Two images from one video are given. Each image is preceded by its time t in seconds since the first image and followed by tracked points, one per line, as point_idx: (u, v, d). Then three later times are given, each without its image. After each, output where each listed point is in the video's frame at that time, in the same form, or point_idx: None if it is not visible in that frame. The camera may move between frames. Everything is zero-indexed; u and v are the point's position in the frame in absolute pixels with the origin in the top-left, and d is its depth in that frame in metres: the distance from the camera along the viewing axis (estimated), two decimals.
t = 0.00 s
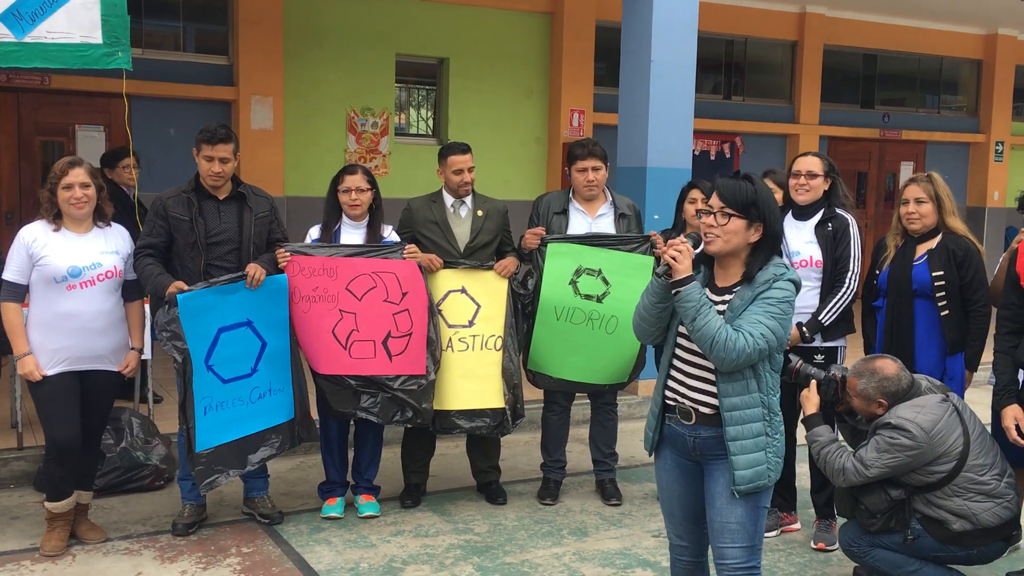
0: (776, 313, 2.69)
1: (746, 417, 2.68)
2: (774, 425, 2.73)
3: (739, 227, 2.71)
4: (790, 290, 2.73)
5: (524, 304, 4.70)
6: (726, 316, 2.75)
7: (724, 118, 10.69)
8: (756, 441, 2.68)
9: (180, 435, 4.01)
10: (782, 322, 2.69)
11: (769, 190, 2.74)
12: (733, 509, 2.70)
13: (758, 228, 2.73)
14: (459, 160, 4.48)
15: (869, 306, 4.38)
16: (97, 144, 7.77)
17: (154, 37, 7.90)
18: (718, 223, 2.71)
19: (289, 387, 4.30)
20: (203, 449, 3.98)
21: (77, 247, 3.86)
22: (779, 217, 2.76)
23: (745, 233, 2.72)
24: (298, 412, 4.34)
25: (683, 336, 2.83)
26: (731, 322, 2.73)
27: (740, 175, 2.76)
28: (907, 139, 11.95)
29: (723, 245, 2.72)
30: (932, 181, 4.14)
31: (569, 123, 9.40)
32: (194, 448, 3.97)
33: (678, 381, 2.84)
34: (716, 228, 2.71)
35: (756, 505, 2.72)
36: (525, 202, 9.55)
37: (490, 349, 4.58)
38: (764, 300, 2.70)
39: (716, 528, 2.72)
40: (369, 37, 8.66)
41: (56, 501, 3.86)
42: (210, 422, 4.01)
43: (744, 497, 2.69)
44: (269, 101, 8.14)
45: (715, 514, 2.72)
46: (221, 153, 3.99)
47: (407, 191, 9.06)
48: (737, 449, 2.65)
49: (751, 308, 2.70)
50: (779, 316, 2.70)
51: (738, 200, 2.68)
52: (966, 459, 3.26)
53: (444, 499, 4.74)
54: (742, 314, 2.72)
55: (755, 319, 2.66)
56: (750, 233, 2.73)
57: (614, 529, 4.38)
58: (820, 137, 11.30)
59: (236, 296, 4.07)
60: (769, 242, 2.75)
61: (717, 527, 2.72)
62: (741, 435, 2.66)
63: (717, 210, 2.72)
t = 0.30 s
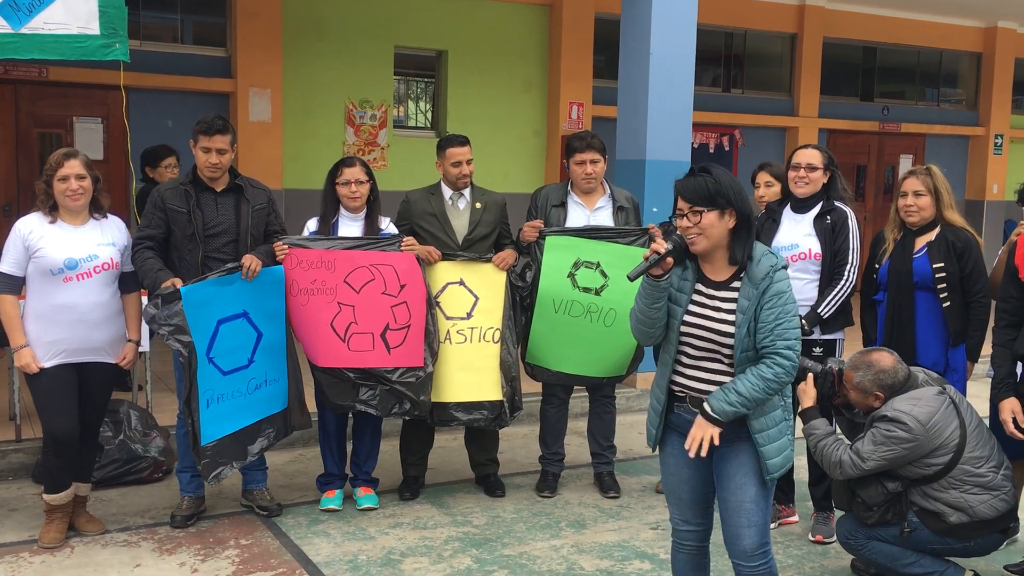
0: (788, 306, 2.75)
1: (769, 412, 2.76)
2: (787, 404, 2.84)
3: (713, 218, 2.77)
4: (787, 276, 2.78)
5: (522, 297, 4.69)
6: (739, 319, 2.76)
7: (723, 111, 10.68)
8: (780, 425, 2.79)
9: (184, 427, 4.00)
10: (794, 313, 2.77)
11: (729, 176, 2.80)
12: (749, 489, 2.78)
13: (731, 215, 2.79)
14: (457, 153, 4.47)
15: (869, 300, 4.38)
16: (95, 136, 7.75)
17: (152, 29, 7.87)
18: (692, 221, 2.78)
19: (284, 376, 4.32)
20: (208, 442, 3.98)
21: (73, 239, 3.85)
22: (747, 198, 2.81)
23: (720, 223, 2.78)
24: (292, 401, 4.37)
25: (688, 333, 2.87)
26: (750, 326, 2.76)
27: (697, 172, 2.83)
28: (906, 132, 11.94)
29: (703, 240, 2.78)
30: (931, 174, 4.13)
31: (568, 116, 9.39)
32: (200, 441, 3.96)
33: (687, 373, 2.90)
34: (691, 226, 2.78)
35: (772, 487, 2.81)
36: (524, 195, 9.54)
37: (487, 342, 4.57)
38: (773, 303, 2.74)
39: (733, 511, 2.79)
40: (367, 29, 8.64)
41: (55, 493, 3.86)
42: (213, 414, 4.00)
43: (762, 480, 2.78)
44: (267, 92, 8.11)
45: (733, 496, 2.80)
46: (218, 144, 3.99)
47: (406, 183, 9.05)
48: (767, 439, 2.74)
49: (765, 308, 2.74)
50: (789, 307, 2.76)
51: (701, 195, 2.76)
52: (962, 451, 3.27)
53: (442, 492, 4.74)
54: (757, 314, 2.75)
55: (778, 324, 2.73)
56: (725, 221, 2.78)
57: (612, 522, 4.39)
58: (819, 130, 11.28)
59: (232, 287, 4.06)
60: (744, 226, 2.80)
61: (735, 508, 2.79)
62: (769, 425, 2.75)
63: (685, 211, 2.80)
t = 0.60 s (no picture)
0: (819, 304, 2.70)
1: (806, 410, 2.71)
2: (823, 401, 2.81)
3: (734, 215, 2.75)
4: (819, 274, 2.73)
5: (522, 288, 4.70)
6: (771, 320, 2.73)
7: (724, 102, 10.64)
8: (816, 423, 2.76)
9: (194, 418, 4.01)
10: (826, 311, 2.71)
11: (759, 173, 2.76)
12: (784, 483, 2.79)
13: (754, 213, 2.76)
14: (457, 143, 4.46)
15: (871, 291, 4.37)
16: (94, 125, 7.73)
17: (151, 18, 7.84)
18: (714, 216, 2.77)
19: (288, 364, 4.32)
20: (218, 432, 3.99)
21: (72, 228, 3.84)
22: (775, 197, 2.76)
23: (743, 221, 2.75)
24: (298, 389, 4.36)
25: (715, 332, 2.89)
26: (781, 326, 2.73)
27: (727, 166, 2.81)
28: (907, 124, 11.92)
29: (724, 236, 2.76)
30: (933, 166, 4.13)
31: (568, 106, 9.36)
32: (210, 432, 3.97)
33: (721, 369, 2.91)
34: (713, 222, 2.77)
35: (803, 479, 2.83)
36: (524, 185, 9.53)
37: (487, 332, 4.57)
38: (804, 307, 2.70)
39: (766, 502, 2.81)
40: (367, 19, 8.61)
41: (54, 482, 3.86)
42: (221, 405, 4.01)
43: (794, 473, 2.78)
44: (267, 82, 8.08)
45: (764, 488, 2.82)
46: (216, 133, 3.97)
47: (406, 173, 9.03)
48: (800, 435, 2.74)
49: (795, 308, 2.70)
50: (820, 305, 2.71)
51: (725, 191, 2.74)
52: (962, 439, 3.28)
53: (442, 482, 4.75)
54: (788, 315, 2.72)
55: (809, 324, 2.68)
56: (748, 220, 2.75)
57: (612, 512, 4.40)
58: (820, 121, 11.25)
59: (231, 277, 4.05)
60: (766, 227, 2.75)
61: (767, 500, 2.81)
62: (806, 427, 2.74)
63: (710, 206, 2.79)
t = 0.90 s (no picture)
0: (845, 301, 2.65)
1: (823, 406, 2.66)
2: (849, 401, 2.76)
3: (774, 200, 2.75)
4: (851, 271, 2.68)
5: (523, 282, 4.70)
6: (793, 310, 2.72)
7: (725, 95, 10.62)
8: (834, 422, 2.71)
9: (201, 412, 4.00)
10: (854, 309, 2.66)
11: (814, 166, 2.73)
12: (800, 480, 2.79)
13: (796, 203, 2.74)
14: (458, 135, 4.45)
15: (872, 286, 4.36)
16: (94, 117, 7.72)
17: (152, 10, 7.82)
18: (757, 197, 2.79)
19: (297, 354, 4.27)
20: (226, 425, 3.99)
21: (74, 219, 3.83)
22: (826, 193, 2.72)
23: (782, 209, 2.74)
24: (307, 379, 4.28)
25: (743, 316, 2.87)
26: (803, 319, 2.71)
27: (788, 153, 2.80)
28: (908, 118, 11.89)
29: (762, 220, 2.77)
30: (936, 160, 4.12)
31: (570, 99, 9.35)
32: (218, 425, 3.97)
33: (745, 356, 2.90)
34: (755, 202, 2.78)
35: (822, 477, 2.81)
36: (525, 179, 9.51)
37: (488, 326, 4.56)
38: (826, 300, 2.67)
39: (782, 497, 2.82)
40: (368, 11, 8.59)
41: (55, 473, 3.86)
42: (227, 398, 4.00)
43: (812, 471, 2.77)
44: (268, 74, 8.05)
45: (781, 484, 2.82)
46: (216, 125, 3.97)
47: (407, 166, 9.02)
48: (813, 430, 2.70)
49: (820, 301, 2.68)
50: (847, 302, 2.66)
51: (773, 174, 2.74)
52: (958, 421, 3.31)
53: (443, 474, 4.75)
54: (812, 308, 2.69)
55: (831, 318, 2.65)
56: (789, 208, 2.74)
57: (612, 505, 4.40)
58: (821, 115, 11.23)
59: (226, 268, 4.03)
60: (807, 219, 2.72)
61: (784, 496, 2.82)
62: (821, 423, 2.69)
63: (758, 186, 2.80)
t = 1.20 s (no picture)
0: (873, 299, 2.71)
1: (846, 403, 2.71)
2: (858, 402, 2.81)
3: (803, 206, 2.76)
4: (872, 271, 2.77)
5: (521, 287, 4.66)
6: (823, 307, 2.73)
7: (723, 96, 10.62)
8: (850, 420, 2.75)
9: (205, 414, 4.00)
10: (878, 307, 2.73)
11: (835, 173, 2.79)
12: (809, 483, 2.80)
13: (822, 210, 2.78)
14: (457, 134, 4.45)
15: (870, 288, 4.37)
16: (94, 116, 7.71)
17: (151, 9, 7.82)
18: (782, 201, 2.78)
19: (298, 351, 4.31)
20: (232, 424, 4.01)
21: (73, 219, 3.83)
22: (847, 200, 2.78)
23: (808, 214, 2.76)
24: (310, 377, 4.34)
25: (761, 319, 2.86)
26: (833, 315, 2.73)
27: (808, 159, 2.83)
28: (907, 119, 11.90)
29: (788, 225, 2.77)
30: (933, 162, 4.12)
31: (569, 100, 9.35)
32: (224, 425, 3.98)
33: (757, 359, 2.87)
34: (781, 205, 2.77)
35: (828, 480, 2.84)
36: (524, 179, 9.51)
37: (485, 332, 4.56)
38: (855, 297, 2.72)
39: (788, 501, 2.83)
40: (367, 11, 8.59)
41: (53, 473, 3.86)
42: (230, 398, 4.01)
43: (821, 473, 2.79)
44: (267, 73, 8.05)
45: (789, 488, 2.82)
46: (216, 126, 3.97)
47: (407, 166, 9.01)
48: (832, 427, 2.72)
49: (850, 298, 2.72)
50: (873, 301, 2.73)
51: (803, 179, 2.75)
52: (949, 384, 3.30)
53: (441, 475, 4.75)
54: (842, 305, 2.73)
55: (861, 315, 2.70)
56: (815, 214, 2.77)
57: (610, 506, 4.40)
58: (820, 116, 11.23)
59: (229, 269, 4.05)
60: (832, 225, 2.77)
61: (792, 499, 2.82)
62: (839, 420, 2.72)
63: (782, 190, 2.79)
